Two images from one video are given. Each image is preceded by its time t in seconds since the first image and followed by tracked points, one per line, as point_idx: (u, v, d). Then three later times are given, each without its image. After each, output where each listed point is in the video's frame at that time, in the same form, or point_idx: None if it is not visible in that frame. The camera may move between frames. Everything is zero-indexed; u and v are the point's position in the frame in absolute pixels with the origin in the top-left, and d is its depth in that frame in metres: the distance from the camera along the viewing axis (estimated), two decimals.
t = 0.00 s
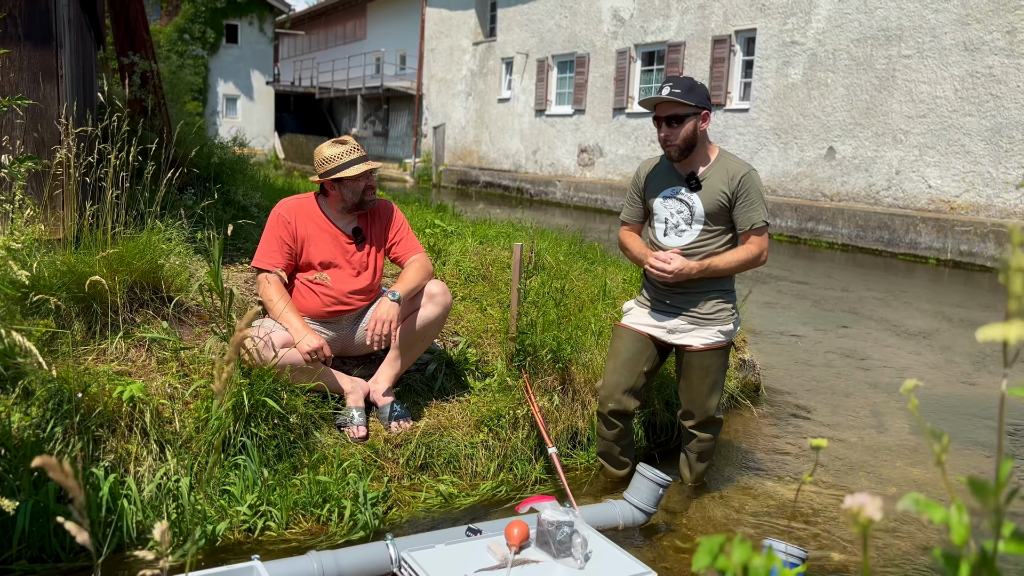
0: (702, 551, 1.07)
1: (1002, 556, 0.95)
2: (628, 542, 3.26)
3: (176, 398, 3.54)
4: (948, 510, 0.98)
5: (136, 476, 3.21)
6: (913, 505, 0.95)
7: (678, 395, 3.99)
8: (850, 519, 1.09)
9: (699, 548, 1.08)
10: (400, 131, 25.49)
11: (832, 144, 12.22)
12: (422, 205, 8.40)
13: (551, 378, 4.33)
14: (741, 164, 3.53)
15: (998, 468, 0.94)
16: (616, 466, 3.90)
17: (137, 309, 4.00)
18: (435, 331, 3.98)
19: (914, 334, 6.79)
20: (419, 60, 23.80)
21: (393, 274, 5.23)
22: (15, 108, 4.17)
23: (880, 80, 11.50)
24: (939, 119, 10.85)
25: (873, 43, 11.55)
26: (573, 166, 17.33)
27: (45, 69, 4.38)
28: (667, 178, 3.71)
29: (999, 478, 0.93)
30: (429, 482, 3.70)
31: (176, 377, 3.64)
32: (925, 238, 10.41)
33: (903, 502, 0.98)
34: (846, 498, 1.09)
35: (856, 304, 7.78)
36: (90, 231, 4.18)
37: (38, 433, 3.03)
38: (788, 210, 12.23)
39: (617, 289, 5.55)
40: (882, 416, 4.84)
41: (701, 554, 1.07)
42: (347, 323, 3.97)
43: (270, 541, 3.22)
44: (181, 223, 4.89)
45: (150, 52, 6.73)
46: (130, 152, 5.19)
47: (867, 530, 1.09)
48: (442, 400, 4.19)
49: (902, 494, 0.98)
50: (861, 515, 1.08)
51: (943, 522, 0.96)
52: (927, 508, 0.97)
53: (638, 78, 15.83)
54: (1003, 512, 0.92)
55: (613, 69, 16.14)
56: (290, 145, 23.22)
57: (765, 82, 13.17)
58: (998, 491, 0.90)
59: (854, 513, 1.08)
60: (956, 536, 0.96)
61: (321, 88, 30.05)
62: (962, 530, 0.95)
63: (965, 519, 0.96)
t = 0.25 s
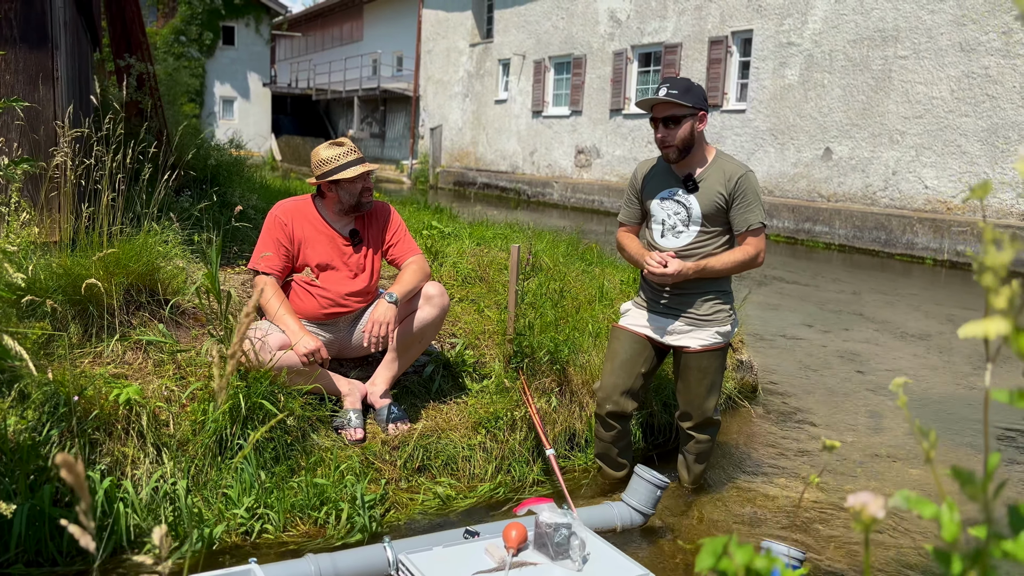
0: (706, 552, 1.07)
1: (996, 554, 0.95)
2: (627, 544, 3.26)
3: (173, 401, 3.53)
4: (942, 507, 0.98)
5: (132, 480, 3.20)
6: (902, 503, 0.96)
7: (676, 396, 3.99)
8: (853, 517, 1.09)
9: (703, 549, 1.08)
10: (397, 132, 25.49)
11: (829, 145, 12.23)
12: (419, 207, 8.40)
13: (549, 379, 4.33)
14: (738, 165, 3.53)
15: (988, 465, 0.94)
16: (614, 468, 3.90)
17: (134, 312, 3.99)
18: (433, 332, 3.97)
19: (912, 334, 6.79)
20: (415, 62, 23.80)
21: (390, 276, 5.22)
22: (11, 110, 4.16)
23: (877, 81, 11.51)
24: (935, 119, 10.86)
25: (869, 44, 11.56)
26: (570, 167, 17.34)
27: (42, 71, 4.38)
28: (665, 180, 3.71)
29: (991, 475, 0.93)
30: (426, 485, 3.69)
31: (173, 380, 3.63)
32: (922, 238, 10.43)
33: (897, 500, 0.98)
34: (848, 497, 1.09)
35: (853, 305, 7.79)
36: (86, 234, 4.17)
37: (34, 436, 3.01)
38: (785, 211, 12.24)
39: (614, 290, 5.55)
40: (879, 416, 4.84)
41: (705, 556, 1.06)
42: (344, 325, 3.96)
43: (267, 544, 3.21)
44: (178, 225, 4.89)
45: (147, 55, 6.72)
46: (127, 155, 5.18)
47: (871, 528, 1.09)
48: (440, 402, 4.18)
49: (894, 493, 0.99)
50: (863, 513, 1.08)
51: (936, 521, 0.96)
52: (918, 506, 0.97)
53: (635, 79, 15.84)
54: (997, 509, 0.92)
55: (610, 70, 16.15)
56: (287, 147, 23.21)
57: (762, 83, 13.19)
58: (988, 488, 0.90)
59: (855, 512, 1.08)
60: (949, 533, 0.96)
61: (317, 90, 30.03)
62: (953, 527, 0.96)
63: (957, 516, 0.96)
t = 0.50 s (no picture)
0: (698, 557, 1.07)
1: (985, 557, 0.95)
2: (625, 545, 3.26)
3: (170, 403, 3.53)
4: (933, 511, 0.99)
5: (130, 482, 3.20)
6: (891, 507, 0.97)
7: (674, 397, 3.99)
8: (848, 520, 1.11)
9: (696, 554, 1.08)
10: (394, 133, 25.48)
11: (826, 145, 12.24)
12: (417, 208, 8.39)
13: (547, 381, 4.33)
14: (735, 166, 3.54)
15: (976, 467, 0.94)
16: (612, 469, 3.90)
17: (131, 314, 3.98)
18: (431, 333, 3.97)
19: (909, 335, 6.80)
20: (413, 63, 23.80)
21: (387, 277, 5.22)
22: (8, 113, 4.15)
23: (874, 81, 11.53)
24: (932, 119, 10.88)
25: (866, 44, 11.58)
26: (568, 168, 17.34)
27: (40, 73, 4.38)
28: (662, 181, 3.71)
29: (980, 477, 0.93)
30: (425, 486, 3.69)
31: (170, 383, 3.62)
32: (920, 239, 10.43)
33: (887, 503, 0.99)
34: (843, 499, 1.11)
35: (851, 305, 7.79)
36: (83, 236, 4.16)
37: (32, 439, 3.01)
38: (783, 211, 12.25)
39: (612, 291, 5.55)
40: (877, 417, 4.85)
41: (697, 561, 1.07)
42: (342, 327, 3.96)
43: (265, 546, 3.21)
44: (175, 227, 4.88)
45: (144, 56, 6.71)
46: (124, 157, 5.17)
47: (866, 531, 1.10)
48: (438, 403, 4.18)
49: (884, 497, 1.00)
50: (857, 516, 1.10)
51: (927, 524, 0.97)
52: (908, 509, 0.98)
53: (633, 80, 15.84)
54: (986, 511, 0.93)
55: (607, 71, 16.15)
56: (285, 149, 23.19)
57: (759, 83, 13.21)
58: (976, 491, 0.91)
59: (851, 515, 1.10)
60: (939, 536, 0.97)
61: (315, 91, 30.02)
62: (943, 530, 0.96)
63: (946, 518, 0.97)
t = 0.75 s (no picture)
0: (692, 560, 1.08)
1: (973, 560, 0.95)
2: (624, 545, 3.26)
3: (168, 405, 3.52)
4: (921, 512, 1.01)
5: (128, 484, 3.20)
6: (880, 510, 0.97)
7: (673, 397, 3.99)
8: (842, 522, 1.13)
9: (690, 557, 1.09)
10: (393, 134, 25.49)
11: (824, 145, 12.25)
12: (416, 209, 8.40)
13: (546, 381, 4.33)
14: (733, 166, 3.54)
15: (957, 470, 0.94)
16: (611, 469, 3.90)
17: (129, 315, 3.98)
18: (429, 334, 3.97)
19: (908, 334, 6.80)
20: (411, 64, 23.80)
21: (386, 278, 5.22)
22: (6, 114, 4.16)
23: (872, 81, 11.54)
24: (930, 119, 10.89)
25: (864, 44, 11.58)
26: (567, 168, 17.35)
27: (37, 75, 4.38)
28: (660, 182, 3.71)
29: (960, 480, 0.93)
30: (423, 487, 3.69)
31: (168, 384, 3.62)
32: (918, 238, 10.44)
33: (874, 506, 0.99)
34: (837, 502, 1.13)
35: (849, 305, 7.79)
36: (81, 237, 4.16)
37: (29, 440, 3.00)
38: (781, 211, 12.25)
39: (611, 291, 5.55)
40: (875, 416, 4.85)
41: (692, 563, 1.08)
42: (340, 328, 3.95)
43: (264, 547, 3.20)
44: (173, 228, 4.88)
45: (141, 58, 6.72)
46: (122, 158, 5.17)
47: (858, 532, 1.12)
48: (436, 404, 4.18)
49: (872, 499, 1.00)
50: (851, 517, 1.11)
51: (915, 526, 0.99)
52: (895, 511, 0.98)
53: (631, 80, 15.85)
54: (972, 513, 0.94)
55: (606, 72, 16.16)
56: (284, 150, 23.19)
57: (757, 83, 13.21)
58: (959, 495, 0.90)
59: (845, 517, 1.11)
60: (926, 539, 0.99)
61: (314, 92, 30.02)
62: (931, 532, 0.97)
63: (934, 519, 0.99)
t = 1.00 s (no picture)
0: (687, 559, 1.08)
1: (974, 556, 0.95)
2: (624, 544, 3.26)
3: (168, 405, 3.53)
4: (922, 510, 0.99)
5: (128, 484, 3.20)
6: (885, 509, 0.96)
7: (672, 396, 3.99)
8: (838, 520, 1.12)
9: (684, 555, 1.09)
10: (392, 134, 25.49)
11: (823, 144, 12.25)
12: (415, 209, 8.40)
13: (545, 381, 4.33)
14: (731, 165, 3.54)
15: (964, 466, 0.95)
16: (611, 469, 3.90)
17: (129, 316, 3.98)
18: (429, 334, 3.96)
19: (907, 333, 6.80)
20: (410, 64, 23.80)
21: (385, 279, 5.22)
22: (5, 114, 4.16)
23: (871, 80, 11.54)
24: (929, 118, 10.89)
25: (863, 43, 11.59)
26: (566, 168, 17.35)
27: (36, 75, 4.38)
28: (659, 182, 3.71)
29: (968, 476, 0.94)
30: (423, 487, 3.69)
31: (168, 385, 3.62)
32: (918, 237, 10.44)
33: (878, 504, 0.98)
34: (833, 500, 1.11)
35: (849, 304, 7.80)
36: (81, 238, 4.17)
37: (29, 441, 3.00)
38: (780, 210, 12.26)
39: (610, 291, 5.55)
40: (875, 415, 4.85)
41: (686, 562, 1.08)
42: (340, 328, 3.95)
43: (263, 548, 3.20)
44: (172, 228, 4.88)
45: (140, 58, 6.72)
46: (121, 159, 5.17)
47: (855, 532, 1.11)
48: (436, 404, 4.18)
49: (875, 498, 1.00)
50: (846, 516, 1.10)
51: (916, 523, 0.97)
52: (898, 510, 0.98)
53: (630, 80, 15.85)
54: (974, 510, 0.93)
55: (605, 72, 16.17)
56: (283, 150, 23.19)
57: (756, 83, 13.22)
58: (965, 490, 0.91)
59: (842, 513, 1.10)
60: (929, 536, 0.97)
61: (313, 92, 30.02)
62: (935, 531, 0.96)
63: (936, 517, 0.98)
